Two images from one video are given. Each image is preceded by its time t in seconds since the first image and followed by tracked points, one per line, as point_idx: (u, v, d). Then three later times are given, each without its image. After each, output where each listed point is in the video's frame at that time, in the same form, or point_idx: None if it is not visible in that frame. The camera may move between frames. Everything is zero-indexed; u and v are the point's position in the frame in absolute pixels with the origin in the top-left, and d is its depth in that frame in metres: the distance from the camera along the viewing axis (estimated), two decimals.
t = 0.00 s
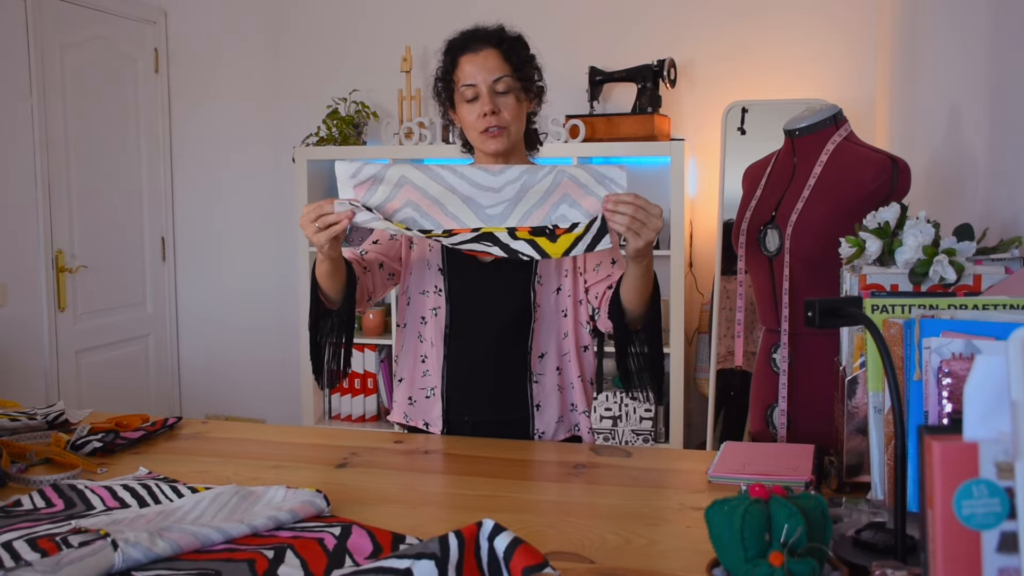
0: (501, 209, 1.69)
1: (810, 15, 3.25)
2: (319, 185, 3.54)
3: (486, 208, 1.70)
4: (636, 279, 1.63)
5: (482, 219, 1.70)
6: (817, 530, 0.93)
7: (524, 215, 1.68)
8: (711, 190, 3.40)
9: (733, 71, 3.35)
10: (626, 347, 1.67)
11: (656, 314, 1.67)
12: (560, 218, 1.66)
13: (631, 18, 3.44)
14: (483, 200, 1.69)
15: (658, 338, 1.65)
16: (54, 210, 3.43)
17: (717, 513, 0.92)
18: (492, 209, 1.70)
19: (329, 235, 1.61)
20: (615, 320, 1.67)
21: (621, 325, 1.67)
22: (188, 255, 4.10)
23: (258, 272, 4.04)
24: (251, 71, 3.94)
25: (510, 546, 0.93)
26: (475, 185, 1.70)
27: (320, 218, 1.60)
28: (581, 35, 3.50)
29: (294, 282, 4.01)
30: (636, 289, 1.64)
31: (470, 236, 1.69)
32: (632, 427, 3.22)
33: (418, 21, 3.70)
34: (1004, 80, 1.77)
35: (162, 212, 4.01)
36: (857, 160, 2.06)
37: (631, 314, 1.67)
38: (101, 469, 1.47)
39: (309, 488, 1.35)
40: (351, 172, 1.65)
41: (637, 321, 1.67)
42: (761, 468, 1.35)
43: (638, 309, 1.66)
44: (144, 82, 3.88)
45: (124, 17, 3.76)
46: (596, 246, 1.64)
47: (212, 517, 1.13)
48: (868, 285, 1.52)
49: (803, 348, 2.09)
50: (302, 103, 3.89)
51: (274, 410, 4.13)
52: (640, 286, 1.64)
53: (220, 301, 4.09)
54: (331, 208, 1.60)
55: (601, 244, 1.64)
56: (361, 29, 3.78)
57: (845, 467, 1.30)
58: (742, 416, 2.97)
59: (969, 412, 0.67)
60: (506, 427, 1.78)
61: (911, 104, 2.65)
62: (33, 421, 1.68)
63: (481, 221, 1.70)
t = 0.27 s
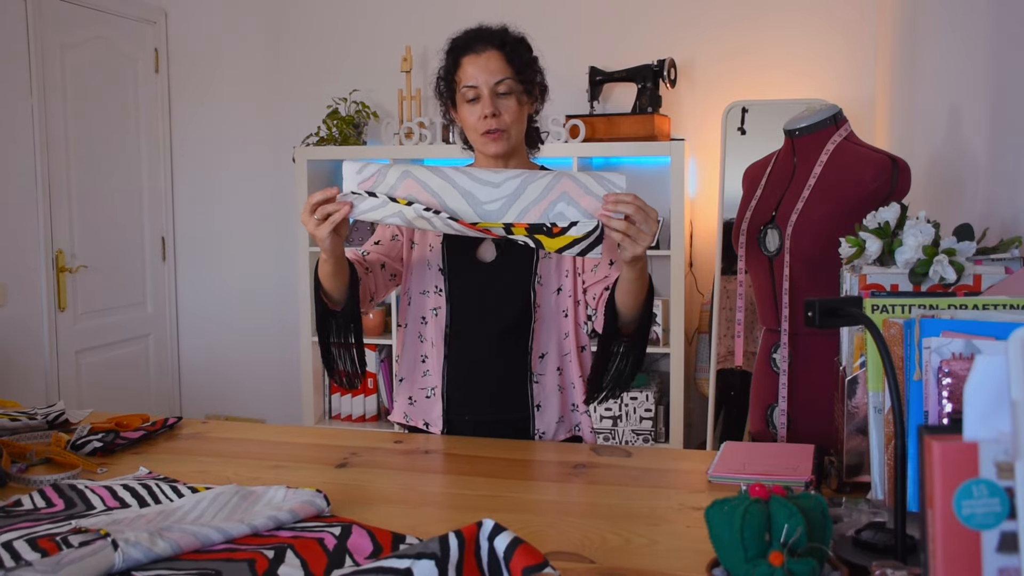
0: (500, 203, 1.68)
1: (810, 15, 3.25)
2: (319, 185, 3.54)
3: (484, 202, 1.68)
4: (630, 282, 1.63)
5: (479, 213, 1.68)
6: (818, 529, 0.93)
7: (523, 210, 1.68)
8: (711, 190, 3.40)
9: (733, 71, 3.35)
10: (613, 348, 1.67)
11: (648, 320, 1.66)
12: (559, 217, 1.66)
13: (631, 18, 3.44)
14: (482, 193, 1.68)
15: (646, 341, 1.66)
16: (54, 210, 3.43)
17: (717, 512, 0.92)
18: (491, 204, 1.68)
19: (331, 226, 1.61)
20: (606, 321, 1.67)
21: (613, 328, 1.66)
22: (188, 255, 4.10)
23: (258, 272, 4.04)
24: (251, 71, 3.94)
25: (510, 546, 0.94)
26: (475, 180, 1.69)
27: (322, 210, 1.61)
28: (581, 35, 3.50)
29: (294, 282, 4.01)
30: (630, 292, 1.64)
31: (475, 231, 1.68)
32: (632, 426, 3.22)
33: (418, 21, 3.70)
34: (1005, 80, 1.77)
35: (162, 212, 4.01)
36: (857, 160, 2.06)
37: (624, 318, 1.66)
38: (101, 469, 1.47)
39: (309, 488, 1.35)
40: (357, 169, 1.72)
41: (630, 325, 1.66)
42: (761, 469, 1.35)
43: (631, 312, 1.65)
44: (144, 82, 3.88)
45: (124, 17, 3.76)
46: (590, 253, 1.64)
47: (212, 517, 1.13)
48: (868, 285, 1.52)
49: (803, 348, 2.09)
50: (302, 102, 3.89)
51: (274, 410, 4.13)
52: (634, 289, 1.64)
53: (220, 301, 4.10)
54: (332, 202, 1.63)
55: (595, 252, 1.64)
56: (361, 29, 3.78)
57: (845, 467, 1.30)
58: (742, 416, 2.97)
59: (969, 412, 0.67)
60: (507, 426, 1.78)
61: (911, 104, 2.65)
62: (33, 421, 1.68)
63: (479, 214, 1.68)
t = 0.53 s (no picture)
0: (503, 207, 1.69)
1: (810, 15, 3.25)
2: (319, 185, 3.54)
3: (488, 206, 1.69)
4: (631, 285, 1.63)
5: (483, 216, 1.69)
6: (817, 529, 0.93)
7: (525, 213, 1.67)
8: (711, 190, 3.40)
9: (733, 70, 3.35)
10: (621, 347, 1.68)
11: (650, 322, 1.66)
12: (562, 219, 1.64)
13: (630, 18, 3.44)
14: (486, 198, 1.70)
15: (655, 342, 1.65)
16: (54, 210, 3.43)
17: (717, 512, 0.92)
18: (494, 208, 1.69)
19: (332, 230, 1.62)
20: (610, 323, 1.67)
21: (616, 329, 1.67)
22: (188, 255, 4.10)
23: (258, 271, 4.04)
24: (251, 70, 3.94)
25: (510, 546, 0.94)
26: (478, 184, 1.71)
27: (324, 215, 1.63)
28: (581, 35, 3.50)
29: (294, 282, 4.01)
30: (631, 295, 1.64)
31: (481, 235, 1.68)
32: (632, 426, 3.22)
33: (418, 21, 3.70)
34: (1004, 79, 1.77)
35: (162, 212, 4.01)
36: (857, 160, 2.06)
37: (627, 319, 1.66)
38: (102, 469, 1.47)
39: (310, 488, 1.35)
40: (360, 174, 1.73)
41: (633, 326, 1.67)
42: (761, 469, 1.35)
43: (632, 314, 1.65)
44: (144, 82, 3.88)
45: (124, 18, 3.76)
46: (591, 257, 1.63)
47: (212, 517, 1.13)
48: (868, 284, 1.52)
49: (803, 347, 2.09)
50: (302, 102, 3.89)
51: (274, 410, 4.13)
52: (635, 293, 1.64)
53: (219, 301, 4.10)
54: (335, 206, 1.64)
55: (597, 257, 1.63)
56: (361, 29, 3.78)
57: (845, 467, 1.30)
58: (742, 416, 2.97)
59: (969, 412, 0.68)
60: (507, 426, 1.78)
61: (911, 104, 2.65)
62: (33, 421, 1.68)
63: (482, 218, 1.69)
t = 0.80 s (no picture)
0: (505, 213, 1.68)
1: (810, 15, 3.25)
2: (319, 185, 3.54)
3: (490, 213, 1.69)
4: (635, 291, 1.61)
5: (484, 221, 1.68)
6: (817, 529, 0.93)
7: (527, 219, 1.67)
8: (711, 190, 3.40)
9: (733, 71, 3.35)
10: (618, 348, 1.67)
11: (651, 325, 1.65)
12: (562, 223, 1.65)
13: (631, 18, 3.44)
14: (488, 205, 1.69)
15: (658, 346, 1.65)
16: (55, 210, 3.43)
17: (717, 512, 0.92)
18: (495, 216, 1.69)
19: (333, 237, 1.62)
20: (611, 324, 1.66)
21: (617, 331, 1.66)
22: (188, 255, 4.10)
23: (258, 272, 4.04)
24: (252, 71, 3.94)
25: (510, 546, 0.94)
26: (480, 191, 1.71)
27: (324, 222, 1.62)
28: (581, 35, 3.50)
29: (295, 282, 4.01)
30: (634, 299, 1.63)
31: (484, 232, 1.67)
32: (632, 426, 3.23)
33: (418, 21, 3.70)
34: (1004, 79, 1.77)
35: (162, 212, 4.01)
36: (857, 160, 2.06)
37: (628, 321, 1.65)
38: (102, 468, 1.47)
39: (310, 488, 1.35)
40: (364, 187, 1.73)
41: (633, 329, 1.66)
42: (761, 468, 1.35)
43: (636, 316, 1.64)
44: (144, 82, 3.88)
45: (124, 18, 3.76)
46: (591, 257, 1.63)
47: (212, 517, 1.13)
48: (868, 284, 1.52)
49: (803, 347, 2.09)
50: (303, 102, 3.89)
51: (274, 410, 4.13)
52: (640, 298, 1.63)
53: (219, 301, 4.10)
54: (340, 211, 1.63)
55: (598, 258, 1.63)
56: (361, 28, 3.78)
57: (845, 467, 1.30)
58: (742, 416, 2.97)
59: (969, 412, 0.68)
60: (507, 427, 1.78)
61: (911, 103, 2.65)
62: (34, 421, 1.68)
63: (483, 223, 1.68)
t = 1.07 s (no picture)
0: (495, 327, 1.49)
1: (811, 15, 3.25)
2: (319, 185, 3.54)
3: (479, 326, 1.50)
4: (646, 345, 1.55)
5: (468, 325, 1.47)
6: (818, 529, 0.93)
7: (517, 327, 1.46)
8: (711, 189, 3.40)
9: (733, 71, 3.35)
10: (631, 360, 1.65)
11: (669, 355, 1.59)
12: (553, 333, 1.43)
13: (631, 18, 3.44)
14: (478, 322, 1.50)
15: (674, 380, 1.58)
16: (55, 210, 3.44)
17: (717, 512, 0.92)
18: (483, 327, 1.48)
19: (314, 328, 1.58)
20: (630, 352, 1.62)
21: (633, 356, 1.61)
22: (188, 255, 4.10)
23: (258, 272, 4.04)
24: (252, 70, 3.94)
25: (511, 546, 0.94)
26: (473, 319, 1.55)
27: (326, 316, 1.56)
28: (581, 35, 3.50)
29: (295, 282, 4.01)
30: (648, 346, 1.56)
31: (473, 341, 1.44)
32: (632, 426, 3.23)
33: (418, 21, 3.70)
34: (1004, 80, 1.77)
35: (163, 212, 4.02)
36: (857, 160, 2.06)
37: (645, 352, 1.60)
38: (103, 468, 1.47)
39: (310, 488, 1.35)
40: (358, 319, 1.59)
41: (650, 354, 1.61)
42: (761, 468, 1.35)
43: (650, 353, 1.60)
44: (145, 82, 3.88)
45: (124, 18, 3.76)
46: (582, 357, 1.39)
47: (212, 517, 1.13)
48: (868, 285, 1.52)
49: (803, 347, 2.09)
50: (303, 102, 3.89)
51: (274, 410, 4.13)
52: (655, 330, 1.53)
53: (219, 301, 4.10)
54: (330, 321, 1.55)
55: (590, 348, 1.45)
56: (362, 28, 3.78)
57: (845, 467, 1.29)
58: (742, 416, 2.95)
59: (969, 411, 0.67)
60: (507, 429, 1.78)
61: (911, 103, 2.65)
62: (34, 421, 1.68)
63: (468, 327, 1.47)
